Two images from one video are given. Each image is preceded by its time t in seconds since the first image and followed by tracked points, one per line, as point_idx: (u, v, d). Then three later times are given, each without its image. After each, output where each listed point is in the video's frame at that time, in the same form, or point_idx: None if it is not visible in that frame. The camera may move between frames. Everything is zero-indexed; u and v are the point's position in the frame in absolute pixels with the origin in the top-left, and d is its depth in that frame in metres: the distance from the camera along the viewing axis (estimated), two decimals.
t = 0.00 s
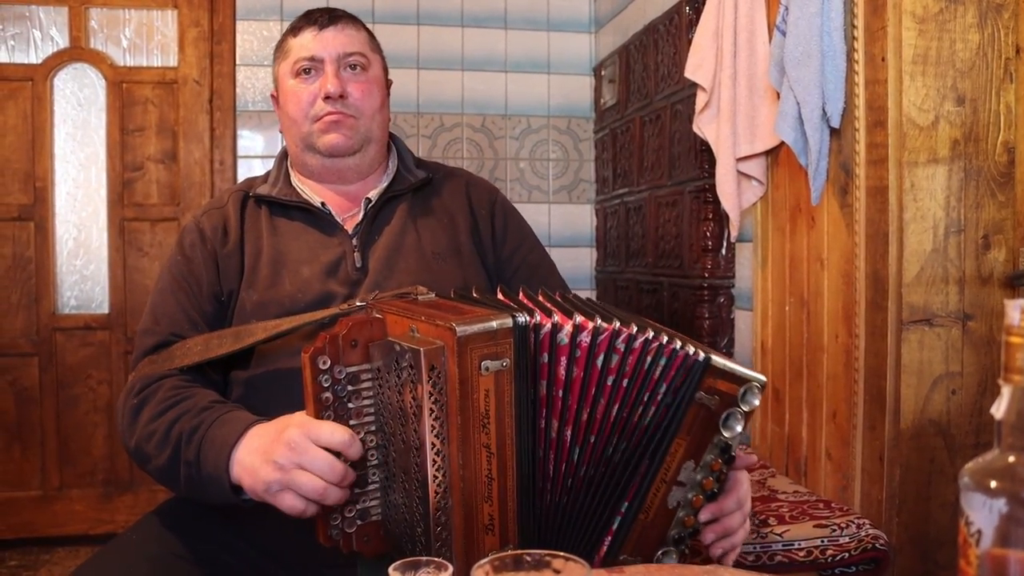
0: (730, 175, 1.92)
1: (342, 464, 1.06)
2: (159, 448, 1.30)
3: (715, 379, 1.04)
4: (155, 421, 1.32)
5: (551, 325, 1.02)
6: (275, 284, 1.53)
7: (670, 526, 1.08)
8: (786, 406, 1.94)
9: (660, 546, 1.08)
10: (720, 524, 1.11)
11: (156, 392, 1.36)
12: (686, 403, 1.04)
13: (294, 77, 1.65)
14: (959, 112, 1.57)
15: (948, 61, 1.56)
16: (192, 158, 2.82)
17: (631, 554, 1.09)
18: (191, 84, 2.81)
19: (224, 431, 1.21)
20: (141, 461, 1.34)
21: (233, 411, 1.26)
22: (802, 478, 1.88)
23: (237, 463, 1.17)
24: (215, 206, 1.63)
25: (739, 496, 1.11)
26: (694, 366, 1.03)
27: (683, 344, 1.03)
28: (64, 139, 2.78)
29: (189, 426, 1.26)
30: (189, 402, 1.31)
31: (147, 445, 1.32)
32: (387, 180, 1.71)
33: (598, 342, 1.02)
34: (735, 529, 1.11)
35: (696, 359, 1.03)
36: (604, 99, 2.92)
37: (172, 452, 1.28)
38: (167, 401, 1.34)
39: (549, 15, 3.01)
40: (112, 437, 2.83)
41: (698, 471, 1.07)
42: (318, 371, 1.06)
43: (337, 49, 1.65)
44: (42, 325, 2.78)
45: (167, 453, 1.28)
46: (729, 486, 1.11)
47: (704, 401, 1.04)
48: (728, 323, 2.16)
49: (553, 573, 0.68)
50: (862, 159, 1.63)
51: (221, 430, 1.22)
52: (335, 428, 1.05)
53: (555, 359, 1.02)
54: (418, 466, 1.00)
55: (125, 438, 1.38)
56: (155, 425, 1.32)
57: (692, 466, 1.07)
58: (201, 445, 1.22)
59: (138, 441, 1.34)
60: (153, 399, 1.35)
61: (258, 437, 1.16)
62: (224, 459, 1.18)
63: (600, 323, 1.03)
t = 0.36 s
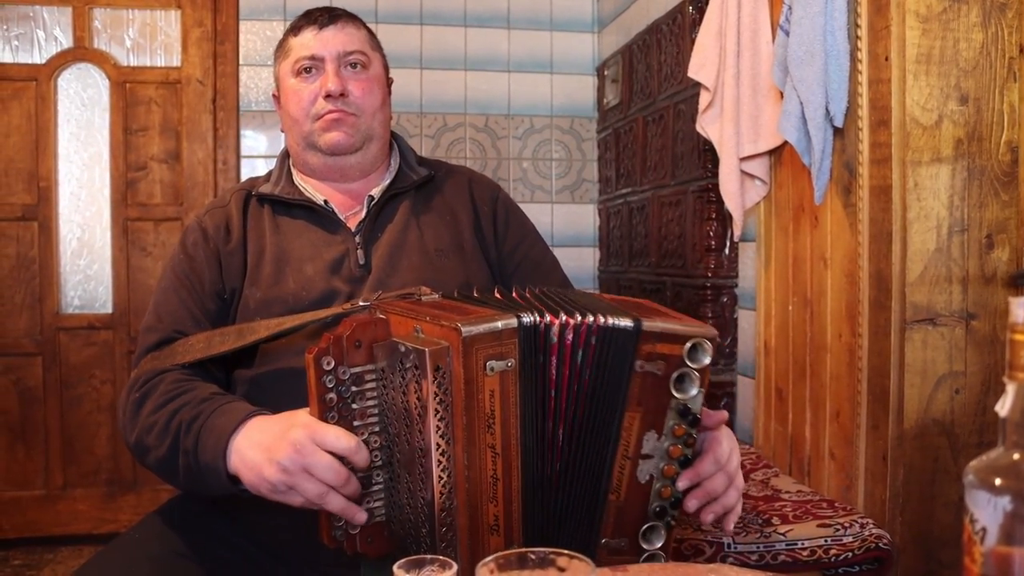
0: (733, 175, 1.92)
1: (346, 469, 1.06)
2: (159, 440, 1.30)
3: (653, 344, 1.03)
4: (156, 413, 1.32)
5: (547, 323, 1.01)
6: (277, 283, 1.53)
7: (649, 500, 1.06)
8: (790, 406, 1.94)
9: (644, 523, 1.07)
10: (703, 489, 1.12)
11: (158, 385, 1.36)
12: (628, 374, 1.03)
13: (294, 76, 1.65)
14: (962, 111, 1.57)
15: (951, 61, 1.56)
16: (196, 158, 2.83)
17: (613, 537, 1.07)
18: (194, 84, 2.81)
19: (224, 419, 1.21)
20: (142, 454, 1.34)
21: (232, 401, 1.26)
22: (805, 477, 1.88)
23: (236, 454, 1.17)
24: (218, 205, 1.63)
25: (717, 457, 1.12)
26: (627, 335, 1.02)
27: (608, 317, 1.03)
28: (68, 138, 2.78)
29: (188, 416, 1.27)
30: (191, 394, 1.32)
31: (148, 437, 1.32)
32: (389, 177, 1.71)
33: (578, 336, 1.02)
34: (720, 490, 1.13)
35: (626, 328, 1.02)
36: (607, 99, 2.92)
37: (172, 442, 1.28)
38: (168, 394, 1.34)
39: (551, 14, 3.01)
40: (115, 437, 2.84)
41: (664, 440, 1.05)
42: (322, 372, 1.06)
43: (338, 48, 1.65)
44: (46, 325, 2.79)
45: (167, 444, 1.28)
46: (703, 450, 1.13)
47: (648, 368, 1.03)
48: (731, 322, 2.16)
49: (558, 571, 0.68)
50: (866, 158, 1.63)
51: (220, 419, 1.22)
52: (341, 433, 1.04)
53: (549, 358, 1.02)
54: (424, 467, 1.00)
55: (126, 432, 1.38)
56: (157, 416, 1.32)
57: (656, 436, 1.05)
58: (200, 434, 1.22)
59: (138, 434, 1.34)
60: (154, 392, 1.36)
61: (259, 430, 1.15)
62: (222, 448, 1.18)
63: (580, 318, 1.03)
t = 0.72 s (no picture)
0: (737, 175, 1.92)
1: (349, 446, 1.06)
2: (171, 453, 1.30)
3: (646, 342, 1.04)
4: (166, 427, 1.32)
5: (550, 322, 1.01)
6: (277, 284, 1.54)
7: (646, 498, 1.07)
8: (793, 406, 1.94)
9: (642, 521, 1.08)
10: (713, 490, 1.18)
11: (167, 397, 1.36)
12: (622, 372, 1.04)
13: (289, 81, 1.65)
14: (966, 111, 1.57)
15: (954, 61, 1.56)
16: (199, 158, 2.83)
17: (610, 536, 1.08)
18: (197, 84, 2.82)
19: (235, 435, 1.21)
20: (154, 466, 1.34)
21: (242, 414, 1.26)
22: (808, 477, 1.89)
23: (250, 465, 1.17)
24: (216, 211, 1.63)
25: (723, 456, 1.18)
26: (619, 332, 1.03)
27: (595, 315, 1.03)
28: (72, 138, 2.79)
29: (199, 430, 1.27)
30: (201, 406, 1.32)
31: (160, 450, 1.32)
32: (386, 176, 1.71)
33: (577, 337, 1.02)
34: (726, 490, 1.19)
35: (619, 325, 1.03)
36: (610, 99, 2.92)
37: (185, 457, 1.28)
38: (176, 407, 1.34)
39: (554, 14, 3.02)
40: (118, 436, 2.84)
41: (659, 438, 1.06)
42: (328, 368, 1.07)
43: (331, 51, 1.65)
44: (50, 325, 2.79)
45: (180, 459, 1.29)
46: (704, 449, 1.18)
47: (643, 366, 1.04)
48: (734, 322, 2.16)
49: (564, 569, 0.68)
50: (869, 159, 1.63)
51: (232, 434, 1.22)
52: (337, 416, 1.06)
53: (551, 358, 1.02)
54: (427, 464, 1.01)
55: (136, 444, 1.38)
56: (167, 430, 1.32)
57: (652, 434, 1.06)
58: (212, 449, 1.23)
59: (149, 446, 1.34)
60: (163, 405, 1.36)
61: (268, 434, 1.17)
62: (236, 462, 1.19)
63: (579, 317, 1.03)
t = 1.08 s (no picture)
0: (739, 173, 1.92)
1: (351, 438, 1.06)
2: (173, 463, 1.30)
3: (660, 344, 1.04)
4: (168, 435, 1.33)
5: (548, 322, 1.01)
6: (276, 285, 1.54)
7: (651, 500, 1.07)
8: (795, 405, 1.94)
9: (646, 524, 1.08)
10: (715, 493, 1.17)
11: (168, 404, 1.37)
12: (635, 374, 1.04)
13: (280, 84, 1.65)
14: (969, 111, 1.57)
15: (958, 60, 1.56)
16: (201, 158, 2.84)
17: (614, 537, 1.08)
18: (200, 84, 2.82)
19: (236, 445, 1.21)
20: (157, 473, 1.34)
21: (243, 423, 1.26)
22: (811, 477, 1.89)
23: (254, 474, 1.17)
24: (214, 214, 1.63)
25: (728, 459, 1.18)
26: (633, 333, 1.03)
27: (616, 316, 1.03)
28: (74, 138, 2.79)
29: (200, 442, 1.27)
30: (201, 414, 1.32)
31: (162, 458, 1.32)
32: (382, 176, 1.71)
33: (582, 335, 1.03)
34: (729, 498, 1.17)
35: (634, 327, 1.03)
36: (612, 99, 2.92)
37: (186, 467, 1.28)
38: (177, 414, 1.34)
39: (556, 14, 3.02)
40: (121, 436, 2.84)
41: (668, 441, 1.07)
42: (326, 372, 1.07)
43: (320, 52, 1.65)
44: (52, 325, 2.80)
45: (181, 469, 1.29)
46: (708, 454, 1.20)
47: (656, 368, 1.04)
48: (736, 322, 2.16)
49: (569, 568, 0.69)
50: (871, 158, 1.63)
51: (233, 443, 1.22)
52: (332, 407, 1.06)
53: (552, 357, 1.02)
54: (426, 465, 1.01)
55: (139, 449, 1.38)
56: (169, 438, 1.32)
57: (660, 437, 1.06)
58: (214, 460, 1.22)
59: (151, 454, 1.34)
60: (164, 412, 1.36)
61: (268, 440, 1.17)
62: (238, 470, 1.18)
63: (584, 317, 1.03)
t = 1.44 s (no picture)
0: (743, 173, 1.92)
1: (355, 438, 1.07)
2: (176, 455, 1.31)
3: (681, 348, 1.05)
4: (171, 428, 1.33)
5: (556, 320, 1.02)
6: (283, 285, 1.55)
7: (660, 502, 1.09)
8: (799, 404, 1.94)
9: (654, 525, 1.10)
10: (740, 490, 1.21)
11: (173, 399, 1.37)
12: (654, 376, 1.05)
13: (288, 81, 1.66)
14: (972, 110, 1.58)
15: (961, 59, 1.56)
16: (204, 158, 2.84)
17: (622, 537, 1.09)
18: (203, 84, 2.83)
19: (235, 437, 1.22)
20: (161, 468, 1.34)
21: (244, 415, 1.27)
22: (815, 476, 1.89)
23: (253, 465, 1.18)
24: (220, 213, 1.63)
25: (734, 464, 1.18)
26: (655, 335, 1.04)
27: (644, 318, 1.04)
28: (78, 138, 2.80)
29: (201, 433, 1.27)
30: (203, 408, 1.33)
31: (165, 452, 1.33)
32: (389, 175, 1.71)
33: (592, 333, 1.03)
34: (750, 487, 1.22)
35: (657, 329, 1.04)
36: (615, 99, 2.93)
37: (189, 459, 1.29)
38: (181, 409, 1.35)
39: (559, 15, 3.02)
40: (124, 435, 2.85)
41: (681, 444, 1.08)
42: (332, 369, 1.08)
43: (328, 50, 1.66)
44: (56, 324, 2.80)
45: (184, 460, 1.29)
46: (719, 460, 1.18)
47: (674, 371, 1.05)
48: (740, 321, 2.17)
49: (577, 564, 0.69)
50: (875, 157, 1.64)
51: (232, 435, 1.23)
52: (341, 404, 1.06)
53: (560, 354, 1.03)
54: (432, 462, 1.01)
55: (144, 447, 1.38)
56: (172, 432, 1.33)
57: (674, 440, 1.08)
58: (214, 451, 1.23)
59: (156, 449, 1.35)
60: (169, 407, 1.36)
61: (271, 435, 1.18)
62: (237, 461, 1.19)
63: (596, 315, 1.04)
